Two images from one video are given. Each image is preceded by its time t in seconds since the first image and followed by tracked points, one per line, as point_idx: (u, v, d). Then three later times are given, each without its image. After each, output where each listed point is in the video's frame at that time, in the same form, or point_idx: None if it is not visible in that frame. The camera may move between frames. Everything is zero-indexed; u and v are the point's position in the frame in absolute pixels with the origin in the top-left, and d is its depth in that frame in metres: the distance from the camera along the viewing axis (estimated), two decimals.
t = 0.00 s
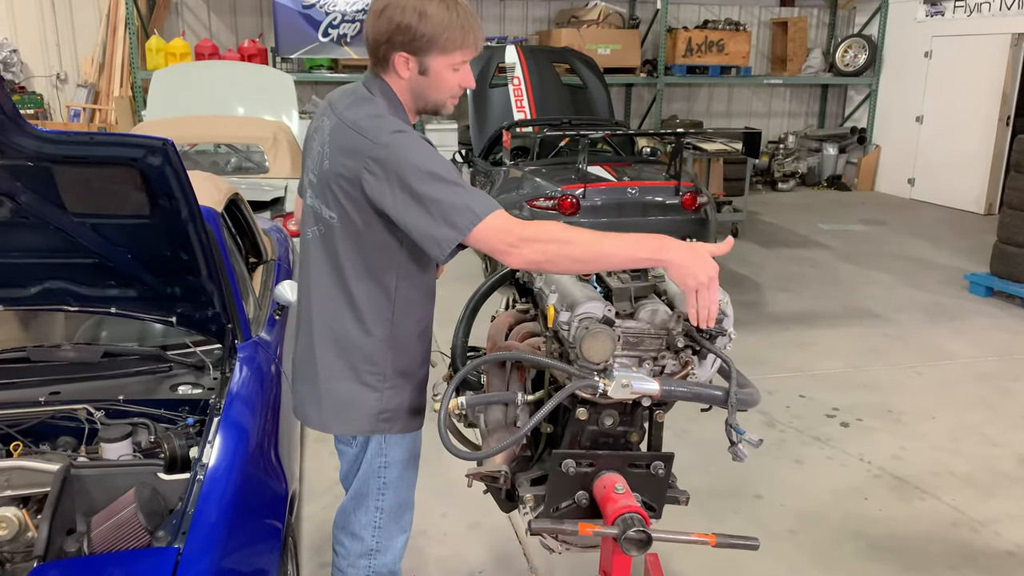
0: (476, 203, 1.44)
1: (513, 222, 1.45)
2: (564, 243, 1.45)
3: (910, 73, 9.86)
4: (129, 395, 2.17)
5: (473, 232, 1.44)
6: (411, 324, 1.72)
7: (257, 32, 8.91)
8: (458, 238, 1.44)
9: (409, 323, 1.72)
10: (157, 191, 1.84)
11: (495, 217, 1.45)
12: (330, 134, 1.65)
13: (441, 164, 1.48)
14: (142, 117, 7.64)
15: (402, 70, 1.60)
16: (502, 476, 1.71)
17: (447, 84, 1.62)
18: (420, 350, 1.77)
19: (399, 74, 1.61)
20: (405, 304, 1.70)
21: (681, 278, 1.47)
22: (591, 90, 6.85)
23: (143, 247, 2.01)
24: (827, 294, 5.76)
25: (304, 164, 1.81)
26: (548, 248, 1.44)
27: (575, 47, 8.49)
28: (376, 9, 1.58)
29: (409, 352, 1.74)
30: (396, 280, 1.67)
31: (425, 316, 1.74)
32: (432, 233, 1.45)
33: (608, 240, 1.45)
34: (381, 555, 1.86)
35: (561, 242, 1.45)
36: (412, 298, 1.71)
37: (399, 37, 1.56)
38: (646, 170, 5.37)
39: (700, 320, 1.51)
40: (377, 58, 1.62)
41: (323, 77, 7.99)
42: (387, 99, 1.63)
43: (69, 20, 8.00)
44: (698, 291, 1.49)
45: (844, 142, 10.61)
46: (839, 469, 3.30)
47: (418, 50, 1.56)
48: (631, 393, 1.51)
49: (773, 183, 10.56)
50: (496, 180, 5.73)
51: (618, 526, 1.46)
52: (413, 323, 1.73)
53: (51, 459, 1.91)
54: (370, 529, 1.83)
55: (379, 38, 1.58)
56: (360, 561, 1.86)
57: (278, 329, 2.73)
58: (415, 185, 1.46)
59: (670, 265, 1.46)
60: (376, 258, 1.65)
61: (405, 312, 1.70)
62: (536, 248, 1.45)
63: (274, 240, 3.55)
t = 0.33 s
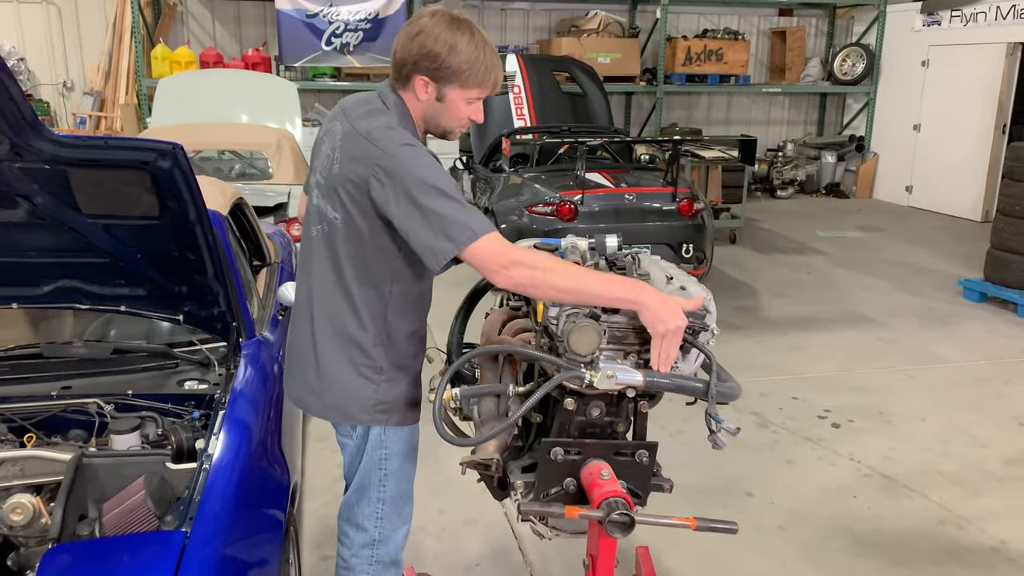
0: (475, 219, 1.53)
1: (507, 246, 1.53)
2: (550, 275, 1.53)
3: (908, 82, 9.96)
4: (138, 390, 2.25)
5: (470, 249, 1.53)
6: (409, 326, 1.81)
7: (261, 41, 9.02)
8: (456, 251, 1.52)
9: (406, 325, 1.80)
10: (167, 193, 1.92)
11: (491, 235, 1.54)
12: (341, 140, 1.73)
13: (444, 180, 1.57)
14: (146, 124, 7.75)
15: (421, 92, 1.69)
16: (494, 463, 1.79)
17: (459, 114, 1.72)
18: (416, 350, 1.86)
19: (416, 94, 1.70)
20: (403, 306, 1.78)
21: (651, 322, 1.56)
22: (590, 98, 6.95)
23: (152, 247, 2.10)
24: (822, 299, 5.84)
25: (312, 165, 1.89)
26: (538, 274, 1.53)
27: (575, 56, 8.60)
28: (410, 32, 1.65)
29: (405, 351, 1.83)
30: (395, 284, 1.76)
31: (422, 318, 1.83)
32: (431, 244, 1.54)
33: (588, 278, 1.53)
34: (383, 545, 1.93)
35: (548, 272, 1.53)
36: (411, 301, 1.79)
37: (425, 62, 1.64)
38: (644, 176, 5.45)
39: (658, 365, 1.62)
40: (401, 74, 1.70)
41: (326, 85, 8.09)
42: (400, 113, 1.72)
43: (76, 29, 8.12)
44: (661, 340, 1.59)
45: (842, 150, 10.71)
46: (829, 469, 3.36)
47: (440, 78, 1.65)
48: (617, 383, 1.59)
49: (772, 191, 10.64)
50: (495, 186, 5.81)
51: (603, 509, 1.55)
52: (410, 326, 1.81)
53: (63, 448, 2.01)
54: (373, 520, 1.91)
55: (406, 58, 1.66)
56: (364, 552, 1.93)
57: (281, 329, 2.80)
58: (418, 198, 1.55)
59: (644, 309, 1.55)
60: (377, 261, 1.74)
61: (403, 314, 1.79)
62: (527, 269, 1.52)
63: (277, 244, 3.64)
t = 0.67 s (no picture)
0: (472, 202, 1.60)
1: (504, 228, 1.60)
2: (543, 258, 1.59)
3: (912, 83, 9.97)
4: (151, 383, 2.35)
5: (467, 229, 1.60)
6: (416, 314, 1.88)
7: (269, 46, 9.13)
8: (454, 233, 1.59)
9: (415, 314, 1.88)
10: (179, 193, 2.00)
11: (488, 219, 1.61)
12: (344, 137, 1.82)
13: (442, 165, 1.65)
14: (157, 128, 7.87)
15: (410, 85, 1.77)
16: (492, 450, 1.87)
17: (451, 94, 1.79)
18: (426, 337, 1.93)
19: (406, 88, 1.78)
20: (411, 295, 1.86)
21: (639, 312, 1.62)
22: (595, 101, 7.01)
23: (165, 245, 2.18)
24: (824, 299, 5.88)
25: (318, 167, 1.97)
26: (532, 257, 1.59)
27: (580, 59, 8.67)
28: (385, 32, 1.74)
29: (414, 339, 1.90)
30: (402, 273, 1.83)
31: (430, 307, 1.90)
32: (431, 228, 1.61)
33: (579, 264, 1.59)
34: (391, 530, 2.00)
35: (541, 255, 1.59)
36: (417, 289, 1.86)
37: (407, 57, 1.72)
38: (647, 178, 5.51)
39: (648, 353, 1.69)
40: (387, 74, 1.78)
41: (333, 89, 8.20)
42: (393, 105, 1.79)
43: (88, 36, 8.25)
44: (648, 328, 1.65)
45: (846, 151, 10.73)
46: (827, 464, 3.41)
47: (424, 66, 1.73)
48: (610, 372, 1.65)
49: (776, 192, 10.66)
50: (500, 188, 5.88)
51: (598, 492, 1.62)
52: (418, 314, 1.88)
53: (78, 439, 2.11)
54: (382, 506, 1.98)
55: (388, 58, 1.74)
56: (372, 537, 1.99)
57: (289, 326, 2.88)
58: (418, 184, 1.63)
59: (632, 299, 1.60)
60: (384, 253, 1.81)
61: (411, 303, 1.86)
62: (522, 250, 1.58)
63: (286, 244, 3.72)
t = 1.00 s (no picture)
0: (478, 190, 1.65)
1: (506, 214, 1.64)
2: (543, 245, 1.63)
3: (918, 82, 9.96)
4: (162, 384, 2.39)
5: (472, 215, 1.63)
6: (426, 308, 1.92)
7: (276, 51, 9.20)
8: (461, 218, 1.63)
9: (425, 308, 1.91)
10: (190, 196, 2.03)
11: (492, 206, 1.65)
12: (346, 140, 1.85)
13: (445, 156, 1.70)
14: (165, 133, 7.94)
15: (394, 77, 1.80)
16: (499, 448, 1.90)
17: (434, 75, 1.82)
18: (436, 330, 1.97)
19: (391, 81, 1.81)
20: (420, 289, 1.89)
21: (635, 309, 1.64)
22: (600, 103, 7.04)
23: (175, 248, 2.21)
24: (829, 299, 5.89)
25: (322, 174, 2.01)
26: (533, 243, 1.63)
27: (585, 62, 8.71)
28: (356, 33, 1.78)
29: (426, 333, 1.94)
30: (412, 268, 1.87)
31: (439, 300, 1.94)
32: (441, 214, 1.65)
33: (577, 254, 1.63)
34: (402, 526, 2.03)
35: (541, 242, 1.63)
36: (426, 283, 1.91)
37: (384, 51, 1.76)
38: (653, 179, 5.54)
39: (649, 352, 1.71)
40: (369, 74, 1.82)
41: (340, 93, 8.26)
42: (386, 100, 1.83)
43: (97, 43, 8.32)
44: (646, 326, 1.67)
45: (852, 152, 10.73)
46: (832, 462, 3.43)
47: (402, 55, 1.77)
48: (614, 370, 1.68)
49: (782, 193, 10.65)
50: (506, 190, 5.91)
51: (602, 487, 1.65)
52: (428, 308, 1.92)
53: (93, 439, 2.14)
54: (394, 502, 2.01)
55: (367, 57, 1.78)
56: (383, 533, 2.03)
57: (298, 327, 2.92)
58: (425, 175, 1.67)
59: (629, 295, 1.63)
60: (394, 250, 1.85)
61: (421, 298, 1.90)
62: (524, 235, 1.62)
63: (294, 247, 3.76)
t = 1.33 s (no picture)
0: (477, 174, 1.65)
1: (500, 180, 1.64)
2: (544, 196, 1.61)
3: (921, 86, 9.96)
4: (170, 390, 2.39)
5: (471, 191, 1.63)
6: (437, 306, 1.92)
7: (280, 57, 9.22)
8: (460, 201, 1.63)
9: (435, 305, 1.92)
10: (199, 202, 2.03)
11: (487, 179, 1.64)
12: (346, 147, 1.87)
13: (441, 146, 1.71)
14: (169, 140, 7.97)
15: (388, 79, 1.81)
16: (508, 452, 1.91)
17: (428, 72, 1.82)
18: (447, 326, 1.98)
19: (386, 84, 1.82)
20: (430, 286, 1.90)
21: (661, 212, 1.62)
22: (603, 108, 7.05)
23: (183, 254, 2.22)
24: (834, 303, 5.89)
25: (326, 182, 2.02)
26: (532, 197, 1.61)
27: (588, 67, 8.72)
28: (345, 44, 1.81)
29: (438, 330, 1.94)
30: (419, 267, 1.87)
31: (448, 296, 1.95)
32: (442, 204, 1.65)
33: (579, 195, 1.60)
34: (411, 531, 2.04)
35: (541, 195, 1.61)
36: (434, 282, 1.91)
37: (373, 55, 1.77)
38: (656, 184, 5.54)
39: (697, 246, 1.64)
40: (363, 81, 1.83)
41: (344, 99, 8.28)
42: (383, 105, 1.83)
43: (101, 49, 8.36)
44: (679, 225, 1.63)
45: (856, 156, 10.67)
46: (840, 467, 3.42)
47: (391, 57, 1.78)
48: (623, 374, 1.69)
49: (786, 198, 10.65)
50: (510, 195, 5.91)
51: (613, 492, 1.65)
52: (438, 304, 1.93)
53: (102, 444, 2.14)
54: (403, 507, 2.02)
55: (359, 64, 1.80)
56: (393, 538, 2.03)
57: (305, 333, 2.93)
58: (423, 168, 1.67)
59: (647, 203, 1.61)
60: (401, 250, 1.85)
61: (431, 295, 1.91)
62: (522, 193, 1.61)
63: (299, 253, 3.77)
